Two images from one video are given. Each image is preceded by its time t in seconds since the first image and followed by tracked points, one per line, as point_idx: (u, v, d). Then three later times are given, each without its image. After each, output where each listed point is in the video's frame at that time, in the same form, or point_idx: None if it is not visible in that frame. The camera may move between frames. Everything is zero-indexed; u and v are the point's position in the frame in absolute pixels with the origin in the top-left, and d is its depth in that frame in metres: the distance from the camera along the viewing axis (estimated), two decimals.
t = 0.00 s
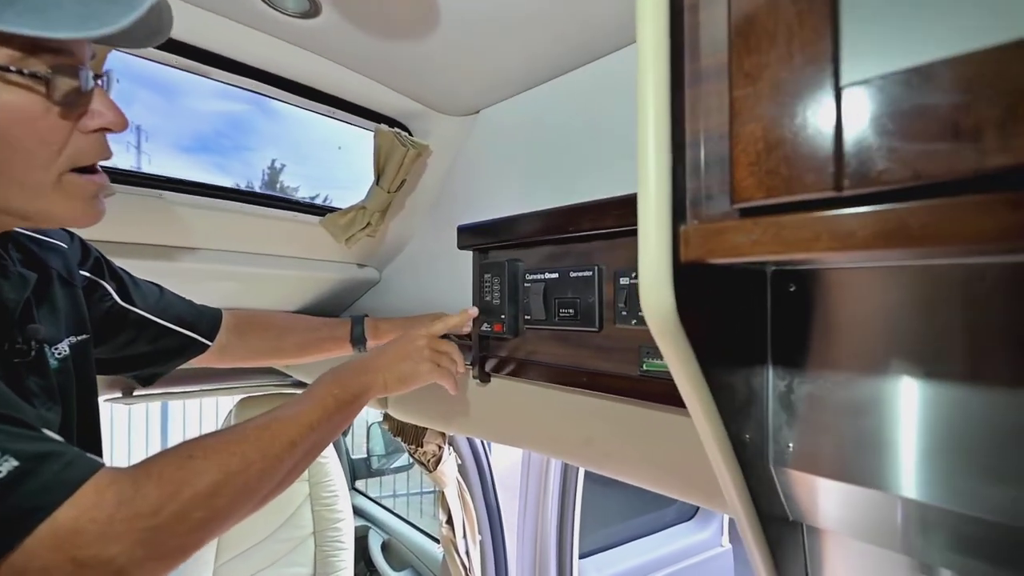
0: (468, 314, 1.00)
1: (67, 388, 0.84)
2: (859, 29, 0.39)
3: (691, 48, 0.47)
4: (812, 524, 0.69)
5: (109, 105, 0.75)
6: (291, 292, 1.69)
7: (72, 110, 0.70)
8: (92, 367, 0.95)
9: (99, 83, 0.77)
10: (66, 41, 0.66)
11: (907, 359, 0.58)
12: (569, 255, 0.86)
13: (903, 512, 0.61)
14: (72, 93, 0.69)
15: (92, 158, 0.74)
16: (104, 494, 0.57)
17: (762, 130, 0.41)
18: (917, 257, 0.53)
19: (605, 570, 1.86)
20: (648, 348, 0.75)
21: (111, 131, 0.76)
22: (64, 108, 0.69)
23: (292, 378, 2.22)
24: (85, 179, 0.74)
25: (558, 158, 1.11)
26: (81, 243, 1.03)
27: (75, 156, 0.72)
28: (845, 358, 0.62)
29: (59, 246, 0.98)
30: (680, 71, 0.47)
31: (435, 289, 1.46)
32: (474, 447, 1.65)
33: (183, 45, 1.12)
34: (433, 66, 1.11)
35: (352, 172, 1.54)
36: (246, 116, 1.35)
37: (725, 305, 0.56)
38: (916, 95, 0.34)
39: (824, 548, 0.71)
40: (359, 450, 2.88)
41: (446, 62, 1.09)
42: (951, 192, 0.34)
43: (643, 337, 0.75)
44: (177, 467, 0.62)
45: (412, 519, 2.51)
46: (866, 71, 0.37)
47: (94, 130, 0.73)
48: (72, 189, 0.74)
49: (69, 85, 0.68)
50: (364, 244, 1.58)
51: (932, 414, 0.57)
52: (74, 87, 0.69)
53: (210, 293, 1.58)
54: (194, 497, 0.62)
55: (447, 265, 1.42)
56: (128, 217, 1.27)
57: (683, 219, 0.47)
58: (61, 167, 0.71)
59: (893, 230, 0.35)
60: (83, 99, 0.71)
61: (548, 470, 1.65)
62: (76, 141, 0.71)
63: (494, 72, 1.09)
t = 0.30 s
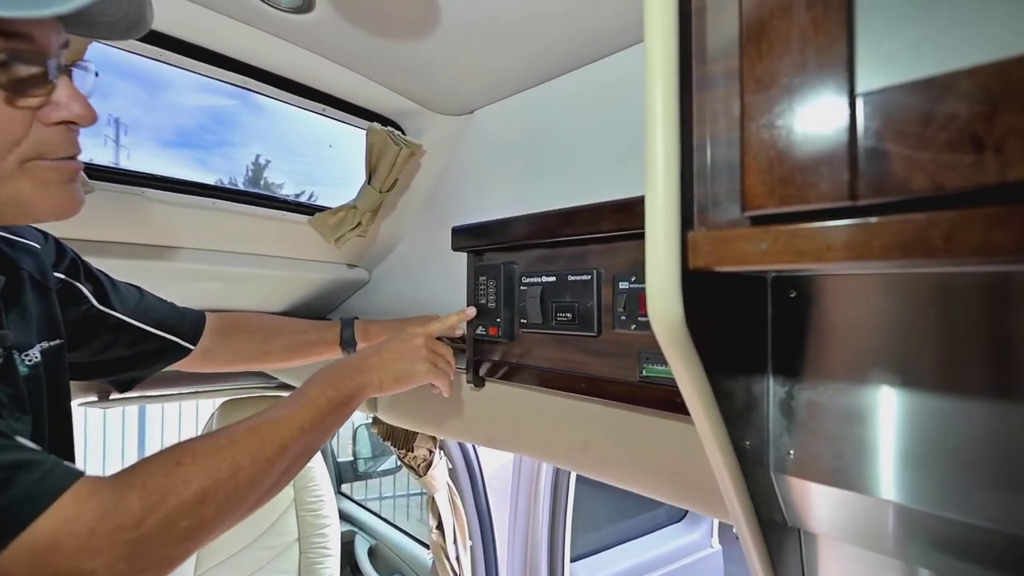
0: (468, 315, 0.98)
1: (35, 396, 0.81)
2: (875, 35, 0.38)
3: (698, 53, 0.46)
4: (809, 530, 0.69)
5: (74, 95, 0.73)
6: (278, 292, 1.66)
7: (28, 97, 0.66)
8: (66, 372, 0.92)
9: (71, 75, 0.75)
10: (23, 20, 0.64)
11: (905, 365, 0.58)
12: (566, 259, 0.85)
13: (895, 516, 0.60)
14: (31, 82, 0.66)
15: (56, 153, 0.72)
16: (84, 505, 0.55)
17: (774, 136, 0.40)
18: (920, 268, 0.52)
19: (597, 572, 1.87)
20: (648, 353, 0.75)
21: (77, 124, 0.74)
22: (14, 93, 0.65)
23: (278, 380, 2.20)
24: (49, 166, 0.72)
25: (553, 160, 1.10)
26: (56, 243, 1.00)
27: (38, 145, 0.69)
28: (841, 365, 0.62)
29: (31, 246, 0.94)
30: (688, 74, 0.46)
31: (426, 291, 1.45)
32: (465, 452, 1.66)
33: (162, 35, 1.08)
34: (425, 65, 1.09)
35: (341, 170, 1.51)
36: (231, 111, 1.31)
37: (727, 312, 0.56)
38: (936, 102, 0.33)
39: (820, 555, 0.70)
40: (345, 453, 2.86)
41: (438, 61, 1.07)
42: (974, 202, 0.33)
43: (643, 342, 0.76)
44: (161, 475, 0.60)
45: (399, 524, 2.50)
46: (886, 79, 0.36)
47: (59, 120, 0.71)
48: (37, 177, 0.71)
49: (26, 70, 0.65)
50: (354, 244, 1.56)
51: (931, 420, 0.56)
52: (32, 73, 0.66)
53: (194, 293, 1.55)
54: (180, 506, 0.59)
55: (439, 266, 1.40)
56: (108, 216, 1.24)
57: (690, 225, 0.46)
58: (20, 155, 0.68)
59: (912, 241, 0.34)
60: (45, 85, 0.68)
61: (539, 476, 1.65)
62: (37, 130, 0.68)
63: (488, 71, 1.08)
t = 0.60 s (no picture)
0: (468, 313, 0.98)
1: (31, 400, 0.80)
2: (883, 39, 0.37)
3: (704, 56, 0.45)
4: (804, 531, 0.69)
5: (73, 93, 0.73)
6: (274, 291, 1.66)
7: (29, 96, 0.66)
8: (65, 376, 0.91)
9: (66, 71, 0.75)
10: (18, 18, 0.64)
11: (903, 369, 0.58)
12: (567, 259, 0.85)
13: (891, 517, 0.60)
14: (30, 79, 0.66)
15: (54, 153, 0.71)
16: (77, 525, 0.54)
17: (780, 142, 0.39)
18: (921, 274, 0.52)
19: (593, 571, 1.88)
20: (648, 356, 0.75)
21: (77, 123, 0.73)
22: (15, 93, 0.65)
23: (274, 378, 2.19)
24: (46, 168, 0.70)
25: (551, 159, 1.09)
26: (54, 244, 0.98)
27: (35, 147, 0.68)
28: (838, 368, 0.62)
29: (28, 248, 0.93)
30: (693, 77, 0.45)
31: (423, 290, 1.45)
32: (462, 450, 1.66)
33: (156, 34, 1.07)
34: (423, 63, 1.08)
35: (335, 166, 1.49)
36: (224, 108, 1.29)
37: (729, 316, 0.55)
38: (944, 110, 0.33)
39: (816, 556, 0.70)
40: (341, 451, 2.85)
41: (436, 60, 1.06)
42: (984, 211, 0.32)
43: (643, 344, 0.76)
44: (157, 492, 0.59)
45: (395, 521, 2.50)
46: (894, 86, 0.36)
47: (58, 120, 0.70)
48: (33, 180, 0.70)
49: (24, 70, 0.66)
50: (352, 244, 1.56)
51: (929, 423, 0.56)
52: (29, 71, 0.66)
53: (189, 292, 1.54)
54: (176, 523, 0.59)
55: (436, 266, 1.40)
56: (108, 216, 1.24)
57: (694, 230, 0.45)
58: (17, 158, 0.67)
59: (920, 249, 0.34)
60: (42, 83, 0.68)
61: (536, 474, 1.65)
62: (36, 131, 0.67)
63: (486, 70, 1.07)
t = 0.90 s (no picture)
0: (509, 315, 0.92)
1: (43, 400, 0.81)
2: (884, 44, 0.37)
3: (705, 60, 0.45)
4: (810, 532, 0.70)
5: (84, 102, 0.73)
6: (274, 286, 1.67)
7: (40, 108, 0.66)
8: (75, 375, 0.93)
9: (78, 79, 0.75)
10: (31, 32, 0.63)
11: (904, 370, 0.58)
12: (567, 259, 0.87)
13: (896, 519, 0.61)
14: (44, 90, 0.66)
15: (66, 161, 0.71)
16: (81, 538, 0.55)
17: (780, 148, 0.39)
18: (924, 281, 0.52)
19: (590, 564, 1.89)
20: (648, 354, 0.76)
21: (89, 131, 0.73)
22: (28, 104, 0.65)
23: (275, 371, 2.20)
24: (59, 174, 0.71)
25: (550, 155, 1.09)
26: (64, 246, 1.01)
27: (48, 154, 0.68)
28: (839, 369, 0.62)
29: (41, 249, 0.95)
30: (693, 81, 0.45)
31: (421, 286, 1.44)
32: (461, 445, 1.67)
33: (166, 41, 1.07)
34: (419, 62, 1.07)
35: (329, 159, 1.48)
36: (224, 104, 1.28)
37: (729, 318, 0.55)
38: (948, 119, 0.32)
39: (819, 556, 0.72)
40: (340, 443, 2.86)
41: (436, 60, 1.05)
42: (989, 221, 0.32)
43: (643, 342, 0.76)
44: (163, 508, 0.59)
45: (394, 514, 2.51)
46: (896, 94, 0.35)
47: (70, 128, 0.70)
48: (48, 186, 0.70)
49: (37, 82, 0.65)
50: (352, 240, 1.57)
51: (932, 427, 0.57)
52: (42, 83, 0.66)
53: (189, 286, 1.55)
54: (181, 542, 0.59)
55: (434, 262, 1.40)
56: (119, 214, 1.26)
57: (694, 234, 0.45)
58: (30, 166, 0.67)
59: (923, 255, 0.33)
60: (55, 94, 0.68)
61: (534, 469, 1.66)
62: (48, 139, 0.68)
63: (485, 69, 1.06)
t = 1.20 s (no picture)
0: (518, 317, 0.91)
1: (43, 406, 0.82)
2: (884, 55, 0.37)
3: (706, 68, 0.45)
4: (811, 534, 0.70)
5: (80, 111, 0.73)
6: (275, 287, 1.68)
7: (34, 117, 0.66)
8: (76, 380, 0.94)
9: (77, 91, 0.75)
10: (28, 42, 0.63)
11: (904, 375, 0.58)
12: (567, 261, 0.87)
13: (895, 521, 0.61)
14: (38, 102, 0.66)
15: (63, 169, 0.71)
16: (91, 535, 0.55)
17: (781, 157, 0.39)
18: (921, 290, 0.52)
19: (589, 565, 1.90)
20: (648, 358, 0.76)
21: (83, 140, 0.73)
22: (20, 113, 0.65)
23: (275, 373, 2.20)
24: (53, 179, 0.70)
25: (550, 158, 1.09)
26: (65, 250, 1.02)
27: (39, 161, 0.68)
28: (839, 373, 0.62)
29: (41, 255, 0.96)
30: (694, 88, 0.45)
31: (421, 288, 1.44)
32: (461, 446, 1.68)
33: (172, 47, 1.08)
34: (418, 65, 1.07)
35: (326, 158, 1.48)
36: (223, 104, 1.28)
37: (730, 324, 0.55)
38: (948, 132, 0.32)
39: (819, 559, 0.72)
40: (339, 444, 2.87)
41: (434, 64, 1.05)
42: (989, 232, 0.32)
43: (644, 346, 0.77)
44: (173, 505, 0.59)
45: (393, 514, 2.52)
46: (897, 104, 0.35)
47: (63, 137, 0.70)
48: (41, 191, 0.70)
49: (31, 92, 0.65)
50: (351, 241, 1.57)
51: (931, 430, 0.57)
52: (36, 93, 0.66)
53: (190, 287, 1.56)
54: (191, 539, 0.59)
55: (433, 265, 1.40)
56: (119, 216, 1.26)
57: (696, 241, 0.45)
58: (22, 172, 0.67)
59: (924, 266, 0.33)
60: (49, 103, 0.68)
61: (534, 471, 1.67)
62: (40, 148, 0.67)
63: (484, 73, 1.06)
